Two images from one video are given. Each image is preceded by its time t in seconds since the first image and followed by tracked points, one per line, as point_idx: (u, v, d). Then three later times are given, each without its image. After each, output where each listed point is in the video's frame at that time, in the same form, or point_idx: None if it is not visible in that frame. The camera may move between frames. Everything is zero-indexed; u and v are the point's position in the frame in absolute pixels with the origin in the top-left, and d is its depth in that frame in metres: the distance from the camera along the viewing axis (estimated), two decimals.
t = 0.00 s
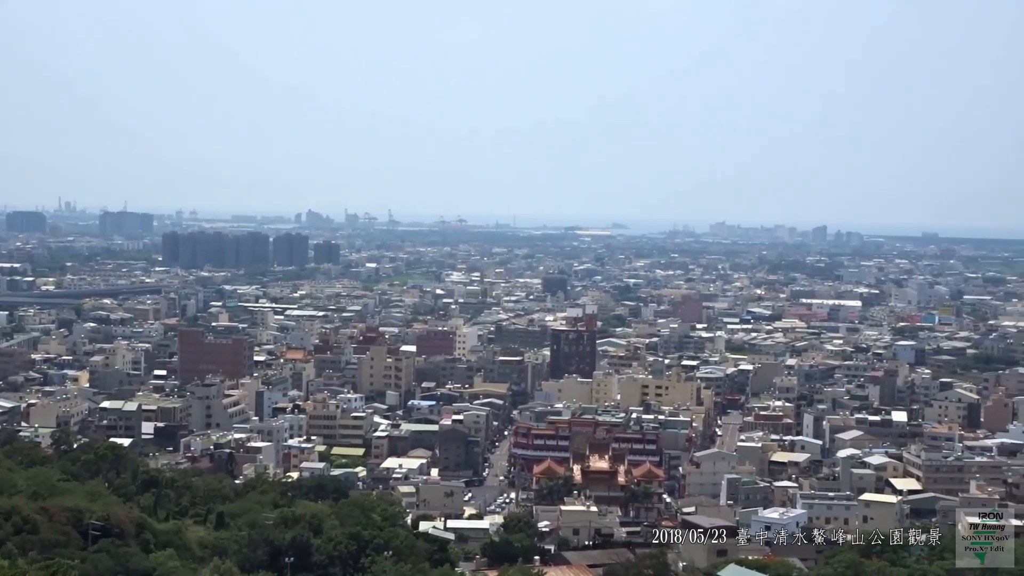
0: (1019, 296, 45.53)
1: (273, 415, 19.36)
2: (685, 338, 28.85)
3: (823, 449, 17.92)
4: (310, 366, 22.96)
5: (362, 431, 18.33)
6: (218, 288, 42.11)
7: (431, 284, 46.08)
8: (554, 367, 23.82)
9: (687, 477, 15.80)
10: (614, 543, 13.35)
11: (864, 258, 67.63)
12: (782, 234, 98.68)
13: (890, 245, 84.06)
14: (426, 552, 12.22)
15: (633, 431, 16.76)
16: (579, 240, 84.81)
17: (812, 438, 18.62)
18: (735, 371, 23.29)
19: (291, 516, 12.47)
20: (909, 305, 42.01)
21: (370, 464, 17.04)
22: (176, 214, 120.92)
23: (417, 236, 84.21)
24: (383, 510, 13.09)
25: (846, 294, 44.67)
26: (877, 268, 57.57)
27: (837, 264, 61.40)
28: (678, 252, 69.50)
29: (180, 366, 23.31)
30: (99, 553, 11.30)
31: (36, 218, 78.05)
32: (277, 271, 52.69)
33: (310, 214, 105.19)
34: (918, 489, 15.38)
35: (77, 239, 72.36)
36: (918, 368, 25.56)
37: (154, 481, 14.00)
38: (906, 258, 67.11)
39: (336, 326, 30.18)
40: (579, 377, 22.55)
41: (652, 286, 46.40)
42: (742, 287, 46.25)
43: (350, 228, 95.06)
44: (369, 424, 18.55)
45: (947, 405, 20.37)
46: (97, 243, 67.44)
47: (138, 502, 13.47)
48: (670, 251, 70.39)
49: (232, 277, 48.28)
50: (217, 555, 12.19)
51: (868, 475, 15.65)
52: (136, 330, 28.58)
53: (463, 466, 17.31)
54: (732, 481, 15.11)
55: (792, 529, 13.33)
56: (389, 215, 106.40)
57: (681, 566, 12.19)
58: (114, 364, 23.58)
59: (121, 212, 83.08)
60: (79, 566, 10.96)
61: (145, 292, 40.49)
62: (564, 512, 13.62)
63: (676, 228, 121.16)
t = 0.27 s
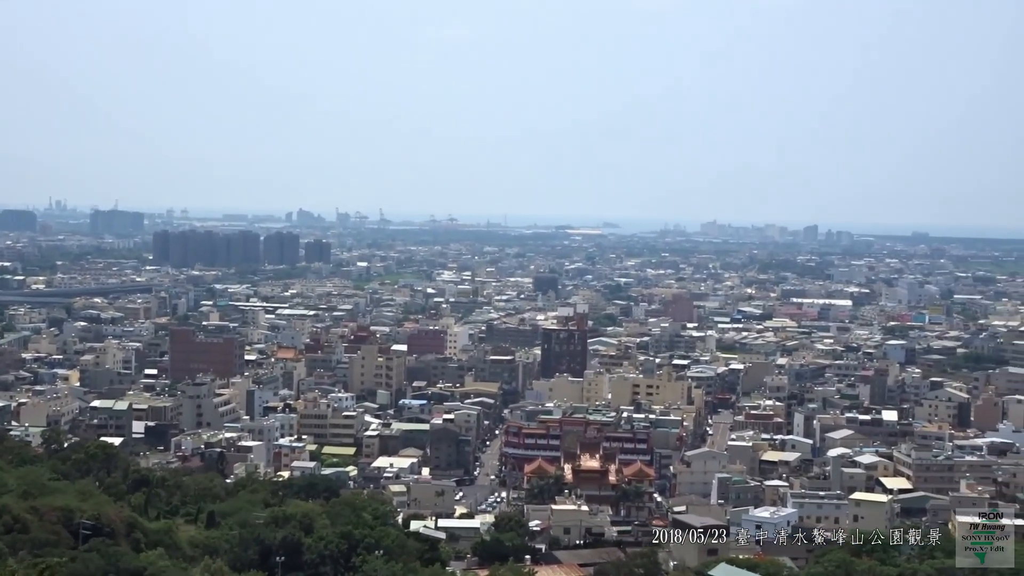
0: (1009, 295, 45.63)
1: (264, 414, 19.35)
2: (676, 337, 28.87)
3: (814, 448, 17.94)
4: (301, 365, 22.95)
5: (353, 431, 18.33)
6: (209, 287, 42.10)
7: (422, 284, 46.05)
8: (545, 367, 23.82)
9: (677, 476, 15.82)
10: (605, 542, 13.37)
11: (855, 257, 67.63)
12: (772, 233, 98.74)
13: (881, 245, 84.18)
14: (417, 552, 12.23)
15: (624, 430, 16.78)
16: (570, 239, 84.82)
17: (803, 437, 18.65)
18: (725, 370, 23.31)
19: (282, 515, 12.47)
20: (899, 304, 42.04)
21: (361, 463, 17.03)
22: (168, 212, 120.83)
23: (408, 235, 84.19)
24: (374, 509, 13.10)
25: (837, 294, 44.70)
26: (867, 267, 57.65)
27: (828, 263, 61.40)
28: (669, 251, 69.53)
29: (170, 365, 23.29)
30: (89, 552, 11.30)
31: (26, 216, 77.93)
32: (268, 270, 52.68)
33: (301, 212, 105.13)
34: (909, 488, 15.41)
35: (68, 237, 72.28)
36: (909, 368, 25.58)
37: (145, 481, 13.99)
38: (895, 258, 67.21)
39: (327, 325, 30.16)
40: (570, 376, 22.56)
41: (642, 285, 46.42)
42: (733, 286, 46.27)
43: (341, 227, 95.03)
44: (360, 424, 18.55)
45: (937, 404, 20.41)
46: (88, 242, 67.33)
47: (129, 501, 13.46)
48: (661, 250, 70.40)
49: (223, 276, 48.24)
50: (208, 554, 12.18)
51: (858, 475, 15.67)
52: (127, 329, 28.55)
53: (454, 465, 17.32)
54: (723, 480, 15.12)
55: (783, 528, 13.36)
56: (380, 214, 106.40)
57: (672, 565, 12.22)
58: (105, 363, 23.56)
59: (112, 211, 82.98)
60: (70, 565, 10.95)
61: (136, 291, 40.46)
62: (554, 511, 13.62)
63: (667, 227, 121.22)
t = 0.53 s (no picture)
0: (998, 294, 45.70)
1: (254, 413, 19.33)
2: (666, 336, 28.87)
3: (804, 446, 17.93)
4: (291, 363, 22.94)
5: (343, 429, 18.32)
6: (199, 285, 42.05)
7: (411, 281, 46.04)
8: (535, 365, 23.83)
9: (668, 474, 15.84)
10: (595, 540, 13.37)
11: (844, 256, 67.72)
12: (762, 232, 98.80)
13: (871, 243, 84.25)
14: (407, 550, 12.23)
15: (615, 428, 16.79)
16: (560, 237, 84.87)
17: (792, 435, 18.67)
18: (715, 368, 23.33)
19: (272, 514, 12.46)
20: (889, 303, 42.12)
21: (351, 462, 17.03)
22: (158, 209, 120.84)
23: (398, 233, 84.20)
24: (364, 508, 13.09)
25: (827, 292, 44.77)
26: (857, 267, 57.68)
27: (818, 263, 61.52)
28: (659, 250, 69.59)
29: (160, 363, 23.26)
30: (79, 551, 11.28)
31: (15, 214, 77.85)
32: (258, 269, 52.62)
33: (291, 211, 105.14)
34: (899, 486, 15.43)
35: (57, 235, 72.21)
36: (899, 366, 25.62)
37: (135, 480, 13.98)
38: (885, 257, 67.26)
39: (317, 323, 30.14)
40: (560, 374, 22.56)
41: (632, 284, 46.47)
42: (723, 284, 46.33)
43: (332, 225, 94.94)
44: (349, 423, 18.55)
45: (927, 403, 20.43)
46: (78, 240, 67.27)
47: (119, 499, 13.44)
48: (651, 249, 70.48)
49: (212, 274, 48.21)
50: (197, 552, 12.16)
51: (848, 473, 15.67)
52: (116, 327, 28.50)
53: (444, 463, 17.33)
54: (713, 479, 15.13)
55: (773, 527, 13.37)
56: (369, 212, 106.42)
57: (663, 563, 12.23)
58: (94, 361, 23.52)
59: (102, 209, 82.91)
60: (60, 564, 10.93)
61: (126, 289, 40.42)
62: (545, 510, 13.62)
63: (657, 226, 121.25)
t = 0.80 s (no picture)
0: (986, 293, 45.77)
1: (243, 411, 19.31)
2: (655, 335, 28.88)
3: (792, 446, 17.95)
4: (280, 362, 22.91)
5: (332, 428, 18.31)
6: (187, 284, 42.00)
7: (401, 280, 46.05)
8: (525, 364, 23.83)
9: (657, 473, 15.85)
10: (584, 539, 13.38)
11: (834, 256, 67.83)
12: (751, 230, 98.95)
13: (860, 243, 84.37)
14: (396, 549, 12.23)
15: (604, 427, 16.80)
16: (549, 236, 84.88)
17: (781, 434, 18.69)
18: (705, 367, 23.34)
19: (261, 513, 12.45)
20: (878, 302, 42.17)
21: (340, 461, 17.03)
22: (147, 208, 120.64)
23: (388, 232, 84.18)
24: (353, 507, 13.09)
25: (816, 291, 44.80)
26: (846, 265, 57.73)
27: (808, 261, 61.52)
28: (649, 249, 69.62)
29: (149, 362, 23.23)
30: (67, 550, 11.26)
31: (4, 212, 77.71)
32: (247, 268, 52.58)
33: (281, 209, 105.02)
34: (887, 485, 15.45)
35: (45, 234, 72.13)
36: (887, 365, 25.67)
37: (123, 478, 13.96)
38: (874, 256, 67.34)
39: (306, 323, 30.13)
40: (549, 374, 22.57)
41: (622, 283, 46.47)
42: (712, 284, 46.34)
43: (321, 224, 94.87)
44: (339, 421, 18.54)
45: (915, 402, 20.47)
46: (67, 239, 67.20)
47: (107, 498, 13.42)
48: (641, 248, 70.51)
49: (202, 274, 48.14)
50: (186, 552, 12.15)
51: (837, 472, 15.69)
52: (105, 326, 28.46)
53: (433, 463, 17.32)
54: (702, 478, 15.14)
55: (761, 526, 13.38)
56: (359, 211, 106.38)
57: (651, 562, 12.24)
58: (83, 360, 23.50)
59: (91, 207, 82.76)
60: (47, 564, 10.91)
61: (115, 288, 40.36)
62: (533, 509, 13.63)
63: (646, 225, 121.35)
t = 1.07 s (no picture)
0: (971, 291, 45.88)
1: (229, 411, 19.29)
2: (641, 334, 28.91)
3: (778, 445, 17.97)
4: (266, 362, 22.89)
5: (318, 428, 18.30)
6: (173, 284, 41.94)
7: (387, 280, 46.06)
8: (511, 364, 23.84)
9: (643, 472, 15.86)
10: (571, 538, 13.39)
11: (820, 255, 67.90)
12: (737, 229, 99.09)
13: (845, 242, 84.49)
14: (383, 549, 12.23)
15: (590, 427, 16.81)
16: (536, 236, 84.89)
17: (767, 433, 18.71)
18: (691, 367, 23.36)
19: (247, 513, 12.44)
20: (863, 302, 42.24)
21: (326, 460, 17.02)
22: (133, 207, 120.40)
23: (374, 232, 84.12)
24: (339, 506, 13.08)
25: (802, 291, 44.86)
26: (831, 264, 57.80)
27: (794, 261, 61.59)
28: (635, 249, 69.66)
29: (135, 362, 23.21)
30: (53, 550, 11.24)
31: None
32: (233, 267, 52.54)
33: (267, 210, 104.90)
34: (873, 484, 15.48)
35: (31, 234, 72.03)
36: (873, 364, 25.73)
37: (109, 479, 13.94)
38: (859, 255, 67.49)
39: (292, 322, 30.11)
40: (536, 373, 22.57)
41: (608, 282, 46.50)
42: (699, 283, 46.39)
43: (307, 224, 94.84)
44: (325, 421, 18.53)
45: (901, 401, 20.52)
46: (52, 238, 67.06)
47: (93, 498, 13.40)
48: (627, 247, 70.57)
49: (188, 273, 48.07)
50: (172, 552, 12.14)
51: (823, 470, 15.71)
52: (91, 326, 28.40)
53: (420, 462, 17.32)
54: (688, 477, 15.15)
55: (748, 524, 13.41)
56: (346, 211, 106.29)
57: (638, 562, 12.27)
58: (69, 360, 23.46)
59: (76, 207, 82.60)
60: (33, 564, 10.90)
61: (100, 288, 40.28)
62: (520, 508, 13.64)
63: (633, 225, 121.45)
